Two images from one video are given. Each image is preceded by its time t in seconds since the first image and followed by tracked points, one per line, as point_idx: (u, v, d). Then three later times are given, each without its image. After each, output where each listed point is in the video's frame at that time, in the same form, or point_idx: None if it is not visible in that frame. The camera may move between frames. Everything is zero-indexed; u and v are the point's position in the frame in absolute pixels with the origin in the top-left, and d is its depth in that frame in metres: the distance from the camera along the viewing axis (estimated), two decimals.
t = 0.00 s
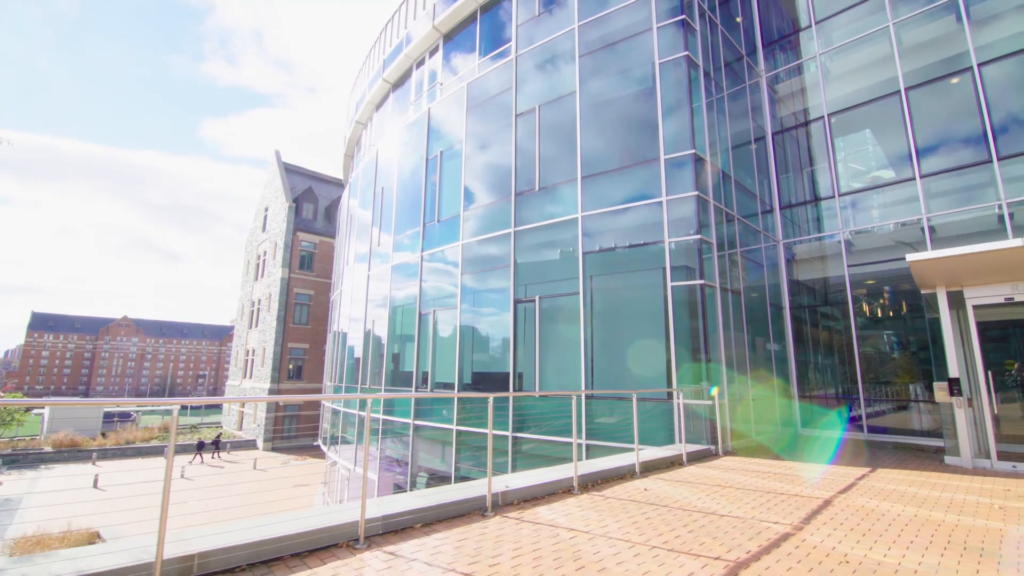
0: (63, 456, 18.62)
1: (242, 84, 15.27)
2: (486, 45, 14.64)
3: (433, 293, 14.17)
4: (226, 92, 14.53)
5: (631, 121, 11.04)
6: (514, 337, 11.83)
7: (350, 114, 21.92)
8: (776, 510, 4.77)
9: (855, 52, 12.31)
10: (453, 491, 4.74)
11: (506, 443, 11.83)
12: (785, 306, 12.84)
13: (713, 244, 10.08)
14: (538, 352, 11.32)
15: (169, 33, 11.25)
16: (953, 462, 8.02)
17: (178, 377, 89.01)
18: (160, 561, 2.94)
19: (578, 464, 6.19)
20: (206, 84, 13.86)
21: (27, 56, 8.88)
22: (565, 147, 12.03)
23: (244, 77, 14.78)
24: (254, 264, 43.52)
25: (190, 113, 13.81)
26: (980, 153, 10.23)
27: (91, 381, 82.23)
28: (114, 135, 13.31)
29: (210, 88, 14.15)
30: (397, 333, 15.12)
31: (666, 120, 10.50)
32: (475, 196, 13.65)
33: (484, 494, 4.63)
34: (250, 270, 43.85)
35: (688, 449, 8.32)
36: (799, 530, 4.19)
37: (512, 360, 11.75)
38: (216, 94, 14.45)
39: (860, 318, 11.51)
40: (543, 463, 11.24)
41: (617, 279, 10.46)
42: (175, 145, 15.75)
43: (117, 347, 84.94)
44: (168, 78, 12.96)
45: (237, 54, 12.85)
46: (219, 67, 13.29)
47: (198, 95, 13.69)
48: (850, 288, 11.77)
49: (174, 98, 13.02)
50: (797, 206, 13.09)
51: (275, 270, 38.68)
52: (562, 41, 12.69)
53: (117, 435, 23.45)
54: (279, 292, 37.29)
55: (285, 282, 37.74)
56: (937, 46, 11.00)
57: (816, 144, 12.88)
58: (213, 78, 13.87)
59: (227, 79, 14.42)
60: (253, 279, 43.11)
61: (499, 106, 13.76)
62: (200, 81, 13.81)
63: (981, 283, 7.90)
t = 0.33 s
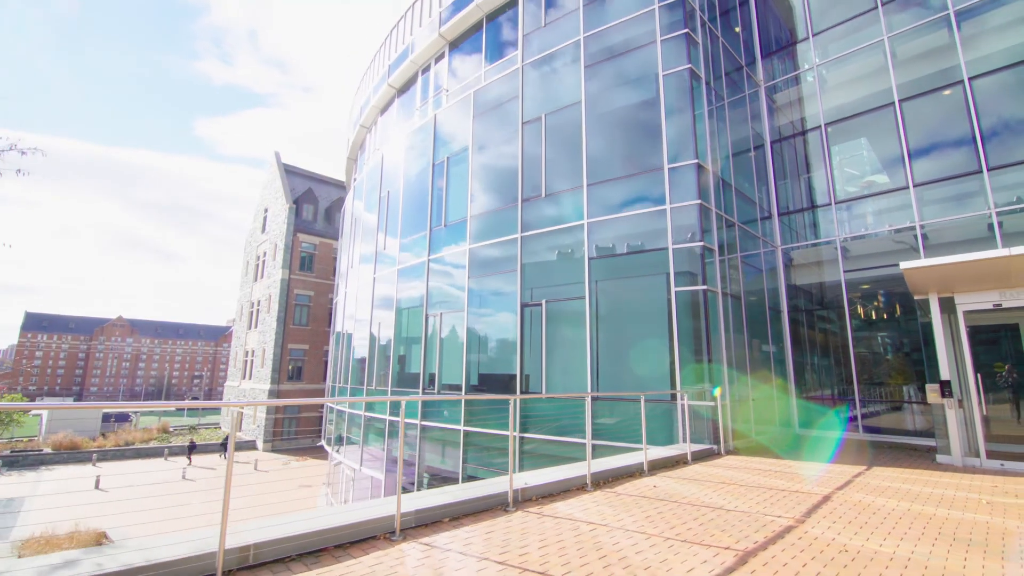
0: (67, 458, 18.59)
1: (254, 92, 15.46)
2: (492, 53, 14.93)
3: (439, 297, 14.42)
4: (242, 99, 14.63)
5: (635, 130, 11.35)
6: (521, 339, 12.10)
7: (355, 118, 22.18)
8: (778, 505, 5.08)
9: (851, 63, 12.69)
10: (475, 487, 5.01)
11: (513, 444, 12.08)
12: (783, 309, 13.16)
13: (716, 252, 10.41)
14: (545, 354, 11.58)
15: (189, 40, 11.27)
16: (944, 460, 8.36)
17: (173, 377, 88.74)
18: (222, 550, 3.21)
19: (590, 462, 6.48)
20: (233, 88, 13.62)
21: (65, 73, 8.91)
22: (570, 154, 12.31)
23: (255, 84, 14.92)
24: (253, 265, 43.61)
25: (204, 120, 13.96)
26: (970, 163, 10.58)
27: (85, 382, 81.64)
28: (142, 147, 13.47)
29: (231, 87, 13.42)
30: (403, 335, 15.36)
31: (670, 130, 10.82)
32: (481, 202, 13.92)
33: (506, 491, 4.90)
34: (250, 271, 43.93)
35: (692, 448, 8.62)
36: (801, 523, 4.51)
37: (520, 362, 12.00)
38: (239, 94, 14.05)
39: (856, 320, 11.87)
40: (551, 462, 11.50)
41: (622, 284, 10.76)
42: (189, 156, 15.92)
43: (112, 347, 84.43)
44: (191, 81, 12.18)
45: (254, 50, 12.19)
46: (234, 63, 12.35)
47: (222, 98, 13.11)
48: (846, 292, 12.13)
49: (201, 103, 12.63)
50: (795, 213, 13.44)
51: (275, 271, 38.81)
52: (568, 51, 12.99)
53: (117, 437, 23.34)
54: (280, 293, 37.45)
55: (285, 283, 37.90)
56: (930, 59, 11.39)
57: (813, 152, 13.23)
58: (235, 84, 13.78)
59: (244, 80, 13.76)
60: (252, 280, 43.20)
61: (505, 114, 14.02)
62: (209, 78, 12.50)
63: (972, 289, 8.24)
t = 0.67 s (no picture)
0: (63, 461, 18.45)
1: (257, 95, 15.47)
2: (495, 61, 15.18)
3: (442, 300, 14.62)
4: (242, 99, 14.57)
5: (636, 139, 11.68)
6: (525, 342, 12.34)
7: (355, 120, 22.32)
8: (780, 502, 5.39)
9: (844, 76, 13.12)
10: (494, 487, 5.24)
11: (518, 445, 12.33)
12: (778, 313, 13.52)
13: (715, 258, 10.76)
14: (549, 357, 11.83)
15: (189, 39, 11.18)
16: (934, 460, 8.75)
17: (162, 378, 87.84)
18: (274, 546, 3.42)
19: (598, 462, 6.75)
20: (229, 87, 13.42)
21: (63, 71, 8.82)
22: (573, 161, 12.58)
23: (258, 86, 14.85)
24: (248, 265, 43.46)
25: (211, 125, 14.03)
26: (958, 174, 11.00)
27: (71, 382, 80.52)
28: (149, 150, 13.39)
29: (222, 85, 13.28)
30: (406, 337, 15.55)
31: (671, 140, 11.13)
32: (484, 207, 14.14)
33: (524, 489, 5.13)
34: (244, 271, 43.78)
35: (694, 449, 8.93)
36: (803, 518, 4.81)
37: (524, 364, 12.25)
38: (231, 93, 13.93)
39: (847, 323, 12.27)
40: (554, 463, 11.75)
41: (624, 289, 11.06)
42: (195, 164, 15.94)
43: (100, 347, 83.37)
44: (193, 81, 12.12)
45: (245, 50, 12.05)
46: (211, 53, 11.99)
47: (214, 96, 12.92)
48: (839, 298, 12.53)
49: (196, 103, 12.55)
50: (789, 220, 13.83)
51: (270, 272, 38.75)
52: (570, 60, 13.28)
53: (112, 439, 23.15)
54: (275, 294, 37.43)
55: (281, 283, 37.87)
56: (920, 73, 11.83)
57: (807, 161, 13.63)
58: (233, 84, 13.64)
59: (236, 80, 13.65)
60: (247, 280, 43.06)
61: (508, 120, 14.26)
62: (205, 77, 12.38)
63: (960, 296, 8.62)
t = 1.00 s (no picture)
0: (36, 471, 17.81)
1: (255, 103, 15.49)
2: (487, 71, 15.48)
3: (434, 305, 14.74)
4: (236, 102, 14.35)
5: (625, 151, 12.07)
6: (516, 347, 12.58)
7: (344, 125, 22.38)
8: (766, 500, 5.74)
9: (821, 93, 13.75)
10: (498, 488, 5.46)
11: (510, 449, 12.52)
12: (759, 319, 13.99)
13: (701, 267, 11.17)
14: (541, 362, 12.09)
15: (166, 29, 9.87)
16: (905, 460, 9.27)
17: (134, 383, 85.42)
18: (299, 547, 3.51)
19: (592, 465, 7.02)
20: (220, 89, 13.11)
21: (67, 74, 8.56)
22: (563, 171, 12.90)
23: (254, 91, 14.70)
24: (229, 268, 42.81)
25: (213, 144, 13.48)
26: (927, 190, 11.64)
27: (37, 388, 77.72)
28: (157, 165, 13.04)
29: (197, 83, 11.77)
30: (396, 342, 15.65)
31: (659, 152, 11.54)
32: (476, 214, 14.36)
33: (527, 491, 5.34)
34: (224, 274, 43.09)
35: (682, 451, 9.26)
36: (787, 515, 5.16)
37: (515, 369, 12.48)
38: (211, 94, 12.57)
39: (822, 328, 12.84)
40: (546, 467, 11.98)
41: (614, 296, 11.40)
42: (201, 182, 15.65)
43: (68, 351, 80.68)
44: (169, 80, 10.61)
45: (221, 44, 10.54)
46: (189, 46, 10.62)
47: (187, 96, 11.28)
48: (816, 304, 13.08)
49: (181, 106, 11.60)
50: (770, 230, 14.37)
51: (252, 275, 38.24)
52: (561, 72, 13.63)
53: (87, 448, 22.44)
54: (258, 297, 36.97)
55: (263, 287, 37.42)
56: (892, 93, 12.51)
57: (786, 174, 14.19)
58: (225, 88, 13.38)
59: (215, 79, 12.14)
60: (227, 283, 42.40)
61: (500, 129, 14.55)
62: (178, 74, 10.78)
63: (929, 305, 9.15)
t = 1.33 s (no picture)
0: None
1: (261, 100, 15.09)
2: (476, 84, 15.80)
3: (422, 313, 14.88)
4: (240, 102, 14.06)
5: (610, 166, 12.52)
6: (504, 355, 12.82)
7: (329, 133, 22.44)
8: (747, 500, 6.11)
9: (793, 114, 14.49)
10: (496, 492, 5.69)
11: (498, 456, 12.72)
12: (737, 327, 14.54)
13: (682, 278, 11.62)
14: (529, 371, 12.35)
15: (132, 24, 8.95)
16: (873, 462, 9.85)
17: (99, 392, 82.31)
18: (318, 548, 3.68)
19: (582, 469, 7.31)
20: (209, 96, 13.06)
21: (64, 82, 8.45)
22: (550, 184, 13.27)
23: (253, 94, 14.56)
24: (205, 273, 42.00)
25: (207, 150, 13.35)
26: (891, 208, 12.40)
27: None
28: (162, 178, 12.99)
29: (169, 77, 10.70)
30: (382, 350, 15.72)
31: (643, 169, 12.03)
32: (464, 224, 14.61)
33: (524, 494, 5.59)
34: (200, 279, 42.22)
35: (665, 456, 9.62)
36: (767, 513, 5.54)
37: (503, 377, 12.73)
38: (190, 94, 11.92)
39: (795, 336, 13.49)
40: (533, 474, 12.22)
41: (599, 305, 11.80)
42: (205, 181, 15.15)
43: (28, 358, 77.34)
44: (134, 79, 9.63)
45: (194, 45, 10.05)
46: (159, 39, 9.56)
47: (159, 97, 10.47)
48: (789, 314, 13.73)
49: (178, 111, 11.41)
50: (746, 243, 14.99)
51: (229, 281, 37.59)
52: (548, 88, 14.03)
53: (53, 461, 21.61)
54: (236, 304, 36.37)
55: (241, 293, 36.82)
56: (858, 116, 13.31)
57: (761, 190, 14.86)
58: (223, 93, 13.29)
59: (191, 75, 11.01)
60: (203, 289, 41.56)
61: (488, 141, 14.86)
62: (147, 71, 9.75)
63: (894, 316, 9.77)
